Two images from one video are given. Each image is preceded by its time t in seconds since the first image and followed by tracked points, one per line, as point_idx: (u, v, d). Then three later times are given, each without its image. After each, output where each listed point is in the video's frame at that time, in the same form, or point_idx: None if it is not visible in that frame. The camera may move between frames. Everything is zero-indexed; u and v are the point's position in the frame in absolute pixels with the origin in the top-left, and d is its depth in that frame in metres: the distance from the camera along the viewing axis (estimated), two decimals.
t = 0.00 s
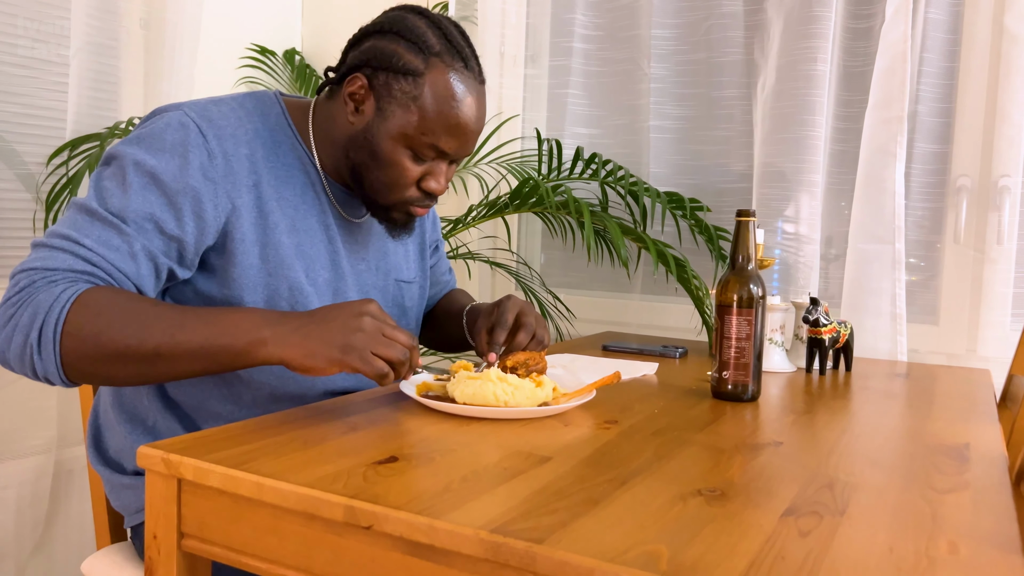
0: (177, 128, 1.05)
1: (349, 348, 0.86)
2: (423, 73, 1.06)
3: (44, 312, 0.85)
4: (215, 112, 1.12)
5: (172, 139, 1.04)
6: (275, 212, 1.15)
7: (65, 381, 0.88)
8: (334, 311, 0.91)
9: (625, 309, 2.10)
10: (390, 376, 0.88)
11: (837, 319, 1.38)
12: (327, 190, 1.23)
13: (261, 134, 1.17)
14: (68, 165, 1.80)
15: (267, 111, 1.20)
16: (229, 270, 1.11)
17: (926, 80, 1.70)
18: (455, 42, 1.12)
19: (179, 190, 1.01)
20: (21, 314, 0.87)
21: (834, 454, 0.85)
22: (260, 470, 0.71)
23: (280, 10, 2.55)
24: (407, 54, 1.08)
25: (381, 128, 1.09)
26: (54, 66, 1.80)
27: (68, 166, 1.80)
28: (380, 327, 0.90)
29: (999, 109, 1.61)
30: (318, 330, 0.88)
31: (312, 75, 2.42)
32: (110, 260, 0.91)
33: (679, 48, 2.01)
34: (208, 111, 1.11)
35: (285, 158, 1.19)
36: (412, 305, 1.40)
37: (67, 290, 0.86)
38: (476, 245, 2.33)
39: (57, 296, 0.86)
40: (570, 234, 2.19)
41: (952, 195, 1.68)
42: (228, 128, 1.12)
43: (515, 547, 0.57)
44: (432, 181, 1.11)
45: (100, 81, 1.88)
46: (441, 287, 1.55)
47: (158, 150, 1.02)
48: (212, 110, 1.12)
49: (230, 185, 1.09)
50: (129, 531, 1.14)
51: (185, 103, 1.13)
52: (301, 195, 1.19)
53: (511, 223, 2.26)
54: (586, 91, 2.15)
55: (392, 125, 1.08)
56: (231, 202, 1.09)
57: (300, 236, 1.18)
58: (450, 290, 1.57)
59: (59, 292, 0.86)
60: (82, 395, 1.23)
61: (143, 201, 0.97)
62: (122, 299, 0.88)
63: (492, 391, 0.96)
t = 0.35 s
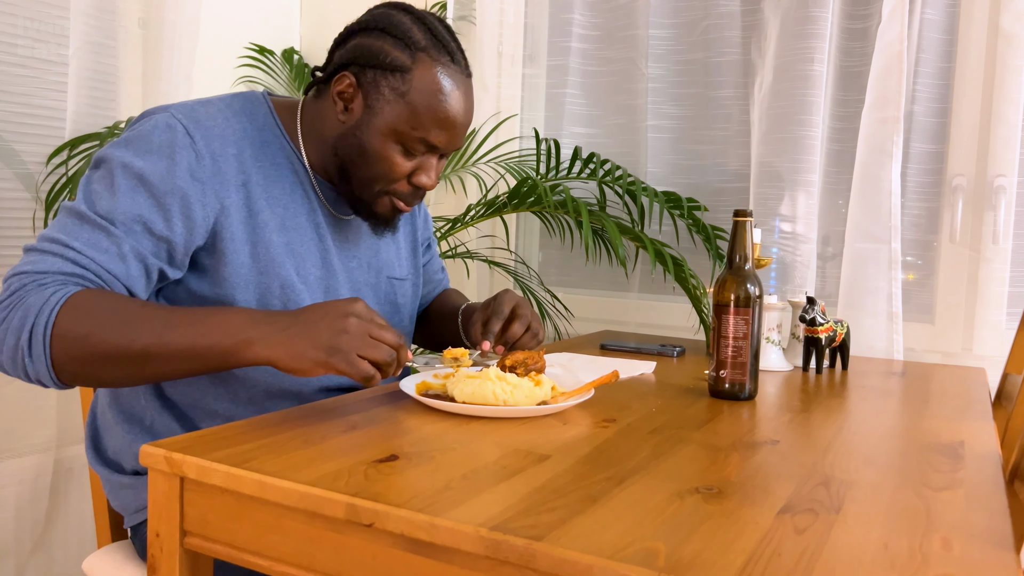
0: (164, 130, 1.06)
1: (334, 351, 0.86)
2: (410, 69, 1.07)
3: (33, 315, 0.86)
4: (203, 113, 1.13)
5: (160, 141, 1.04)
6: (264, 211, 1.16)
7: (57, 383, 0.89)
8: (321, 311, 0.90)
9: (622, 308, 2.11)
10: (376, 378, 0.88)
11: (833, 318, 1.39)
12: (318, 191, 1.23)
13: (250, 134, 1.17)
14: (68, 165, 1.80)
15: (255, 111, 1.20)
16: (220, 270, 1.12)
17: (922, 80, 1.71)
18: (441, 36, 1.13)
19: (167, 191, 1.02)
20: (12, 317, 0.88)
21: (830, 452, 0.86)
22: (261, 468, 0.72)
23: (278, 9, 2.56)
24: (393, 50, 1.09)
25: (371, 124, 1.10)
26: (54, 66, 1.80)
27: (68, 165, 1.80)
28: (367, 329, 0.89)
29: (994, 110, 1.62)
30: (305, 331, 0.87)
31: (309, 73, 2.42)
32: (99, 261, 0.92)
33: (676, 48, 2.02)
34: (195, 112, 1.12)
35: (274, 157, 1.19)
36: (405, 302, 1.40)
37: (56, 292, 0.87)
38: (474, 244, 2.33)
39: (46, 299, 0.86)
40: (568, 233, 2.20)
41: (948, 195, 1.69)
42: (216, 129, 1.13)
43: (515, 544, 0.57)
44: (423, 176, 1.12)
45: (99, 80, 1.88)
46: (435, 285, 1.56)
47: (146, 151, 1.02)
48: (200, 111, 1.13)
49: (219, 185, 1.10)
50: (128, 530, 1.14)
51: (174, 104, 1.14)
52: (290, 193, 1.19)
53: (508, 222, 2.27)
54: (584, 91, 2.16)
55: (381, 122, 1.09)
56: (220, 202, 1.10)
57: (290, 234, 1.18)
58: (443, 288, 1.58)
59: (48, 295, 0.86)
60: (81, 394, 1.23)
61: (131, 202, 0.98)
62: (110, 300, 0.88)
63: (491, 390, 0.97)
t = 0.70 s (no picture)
0: (157, 132, 1.06)
1: (303, 346, 0.85)
2: (409, 64, 1.08)
3: (14, 312, 0.86)
4: (197, 115, 1.13)
5: (152, 143, 1.05)
6: (259, 213, 1.16)
7: (42, 380, 0.89)
8: (294, 305, 0.89)
9: (621, 307, 2.12)
10: (348, 372, 0.87)
11: (832, 318, 1.40)
12: (314, 190, 1.24)
13: (245, 135, 1.18)
14: (68, 165, 1.81)
15: (251, 113, 1.21)
16: (214, 271, 1.12)
17: (919, 81, 1.72)
18: (439, 34, 1.14)
19: (157, 193, 1.02)
20: None
21: (828, 451, 0.87)
22: (263, 467, 0.73)
23: (278, 9, 2.56)
24: (392, 46, 1.10)
25: (370, 120, 1.10)
26: (54, 66, 1.80)
27: (68, 166, 1.81)
28: (339, 322, 0.87)
29: (991, 110, 1.63)
30: (276, 325, 0.86)
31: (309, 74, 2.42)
32: (83, 260, 0.92)
33: (675, 49, 2.03)
34: (189, 114, 1.13)
35: (270, 158, 1.20)
36: (402, 302, 1.40)
37: (37, 289, 0.87)
38: (474, 244, 2.34)
39: (27, 295, 0.87)
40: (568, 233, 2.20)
41: (946, 194, 1.70)
42: (210, 130, 1.13)
43: (516, 542, 0.58)
44: (423, 173, 1.12)
45: (98, 81, 1.89)
46: (437, 282, 1.56)
47: (137, 154, 1.03)
48: (194, 113, 1.14)
49: (211, 188, 1.11)
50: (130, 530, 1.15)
51: (168, 106, 1.14)
52: (286, 195, 1.20)
53: (508, 222, 2.27)
54: (583, 91, 2.16)
55: (380, 116, 1.09)
56: (212, 205, 1.10)
57: (285, 236, 1.19)
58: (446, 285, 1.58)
59: (30, 291, 0.87)
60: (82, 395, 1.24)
61: (119, 204, 0.98)
62: (91, 297, 0.88)
63: (491, 389, 0.98)
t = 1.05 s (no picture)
0: (172, 142, 1.06)
1: (318, 354, 0.84)
2: (436, 69, 1.08)
3: (26, 325, 0.86)
4: (213, 125, 1.13)
5: (166, 153, 1.05)
6: (272, 226, 1.16)
7: (55, 392, 0.89)
8: (306, 312, 0.88)
9: (623, 307, 2.12)
10: (364, 379, 0.87)
11: (834, 318, 1.39)
12: (329, 202, 1.24)
13: (261, 145, 1.18)
14: (70, 165, 1.81)
15: (267, 121, 1.21)
16: (225, 283, 1.12)
17: (921, 80, 1.71)
18: (461, 38, 1.15)
19: (170, 205, 1.02)
20: (9, 326, 0.89)
21: (829, 451, 0.86)
22: (263, 468, 0.72)
23: (279, 10, 2.56)
24: (417, 51, 1.10)
25: (398, 126, 1.10)
26: (56, 67, 1.81)
27: (69, 166, 1.81)
28: (351, 328, 0.86)
29: (994, 109, 1.62)
30: (288, 334, 0.85)
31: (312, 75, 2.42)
32: (95, 272, 0.92)
33: (676, 48, 2.03)
34: (206, 124, 1.12)
35: (285, 169, 1.20)
36: (413, 309, 1.41)
37: (49, 301, 0.87)
38: (476, 244, 2.35)
39: (39, 308, 0.87)
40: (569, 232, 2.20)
41: (948, 194, 1.69)
42: (226, 141, 1.13)
43: (516, 543, 0.58)
44: (450, 178, 1.12)
45: (100, 81, 1.89)
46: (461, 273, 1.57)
47: (152, 164, 1.03)
48: (211, 122, 1.13)
49: (226, 201, 1.10)
50: (131, 529, 1.15)
51: (184, 114, 1.14)
52: (300, 207, 1.20)
53: (509, 222, 2.27)
54: (584, 91, 2.16)
55: (409, 122, 1.09)
56: (226, 218, 1.10)
57: (297, 248, 1.19)
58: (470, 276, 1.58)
59: (42, 304, 0.87)
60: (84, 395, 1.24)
61: (132, 216, 0.98)
62: (102, 306, 0.88)
63: (491, 390, 0.98)
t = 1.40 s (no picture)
0: (194, 147, 1.05)
1: (345, 355, 0.84)
2: (456, 43, 1.11)
3: (44, 331, 0.87)
4: (234, 129, 1.12)
5: (187, 159, 1.03)
6: (291, 233, 1.16)
7: (73, 396, 0.90)
8: (327, 312, 0.87)
9: (622, 309, 2.12)
10: (391, 378, 0.87)
11: (833, 318, 1.39)
12: (357, 208, 1.25)
13: (282, 150, 1.18)
14: (69, 167, 1.81)
15: (288, 125, 1.21)
16: (242, 290, 1.12)
17: (920, 81, 1.71)
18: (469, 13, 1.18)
19: (190, 213, 1.01)
20: (25, 332, 0.89)
21: (828, 452, 0.86)
22: (262, 469, 0.72)
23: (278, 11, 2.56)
24: (433, 30, 1.12)
25: (428, 105, 1.11)
26: (56, 68, 1.81)
27: (68, 168, 1.81)
28: (375, 327, 0.86)
29: (992, 111, 1.63)
30: (313, 335, 0.85)
31: (310, 75, 2.44)
32: (112, 278, 0.91)
33: (674, 49, 2.03)
34: (226, 127, 1.11)
35: (305, 174, 1.19)
36: (433, 309, 1.41)
37: (66, 307, 0.87)
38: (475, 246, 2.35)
39: (56, 314, 0.87)
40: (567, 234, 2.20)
41: (947, 195, 1.69)
42: (248, 146, 1.12)
43: (514, 543, 0.58)
44: (485, 153, 1.14)
45: (99, 83, 1.89)
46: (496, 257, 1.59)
47: (172, 170, 1.02)
48: (231, 125, 1.12)
49: (245, 208, 1.10)
50: (132, 529, 1.15)
51: (206, 116, 1.13)
52: (319, 213, 1.20)
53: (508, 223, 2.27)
54: (583, 92, 2.16)
55: (438, 99, 1.11)
56: (245, 225, 1.10)
57: (315, 256, 1.19)
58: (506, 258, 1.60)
59: (58, 310, 0.87)
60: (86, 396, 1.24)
61: (150, 223, 0.97)
62: (121, 312, 0.88)
63: (490, 391, 0.98)
